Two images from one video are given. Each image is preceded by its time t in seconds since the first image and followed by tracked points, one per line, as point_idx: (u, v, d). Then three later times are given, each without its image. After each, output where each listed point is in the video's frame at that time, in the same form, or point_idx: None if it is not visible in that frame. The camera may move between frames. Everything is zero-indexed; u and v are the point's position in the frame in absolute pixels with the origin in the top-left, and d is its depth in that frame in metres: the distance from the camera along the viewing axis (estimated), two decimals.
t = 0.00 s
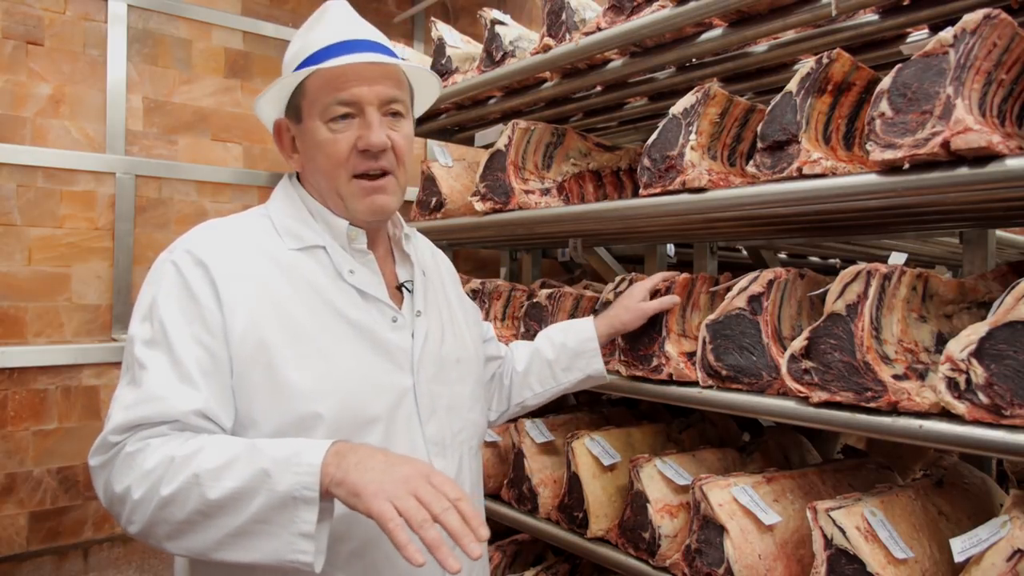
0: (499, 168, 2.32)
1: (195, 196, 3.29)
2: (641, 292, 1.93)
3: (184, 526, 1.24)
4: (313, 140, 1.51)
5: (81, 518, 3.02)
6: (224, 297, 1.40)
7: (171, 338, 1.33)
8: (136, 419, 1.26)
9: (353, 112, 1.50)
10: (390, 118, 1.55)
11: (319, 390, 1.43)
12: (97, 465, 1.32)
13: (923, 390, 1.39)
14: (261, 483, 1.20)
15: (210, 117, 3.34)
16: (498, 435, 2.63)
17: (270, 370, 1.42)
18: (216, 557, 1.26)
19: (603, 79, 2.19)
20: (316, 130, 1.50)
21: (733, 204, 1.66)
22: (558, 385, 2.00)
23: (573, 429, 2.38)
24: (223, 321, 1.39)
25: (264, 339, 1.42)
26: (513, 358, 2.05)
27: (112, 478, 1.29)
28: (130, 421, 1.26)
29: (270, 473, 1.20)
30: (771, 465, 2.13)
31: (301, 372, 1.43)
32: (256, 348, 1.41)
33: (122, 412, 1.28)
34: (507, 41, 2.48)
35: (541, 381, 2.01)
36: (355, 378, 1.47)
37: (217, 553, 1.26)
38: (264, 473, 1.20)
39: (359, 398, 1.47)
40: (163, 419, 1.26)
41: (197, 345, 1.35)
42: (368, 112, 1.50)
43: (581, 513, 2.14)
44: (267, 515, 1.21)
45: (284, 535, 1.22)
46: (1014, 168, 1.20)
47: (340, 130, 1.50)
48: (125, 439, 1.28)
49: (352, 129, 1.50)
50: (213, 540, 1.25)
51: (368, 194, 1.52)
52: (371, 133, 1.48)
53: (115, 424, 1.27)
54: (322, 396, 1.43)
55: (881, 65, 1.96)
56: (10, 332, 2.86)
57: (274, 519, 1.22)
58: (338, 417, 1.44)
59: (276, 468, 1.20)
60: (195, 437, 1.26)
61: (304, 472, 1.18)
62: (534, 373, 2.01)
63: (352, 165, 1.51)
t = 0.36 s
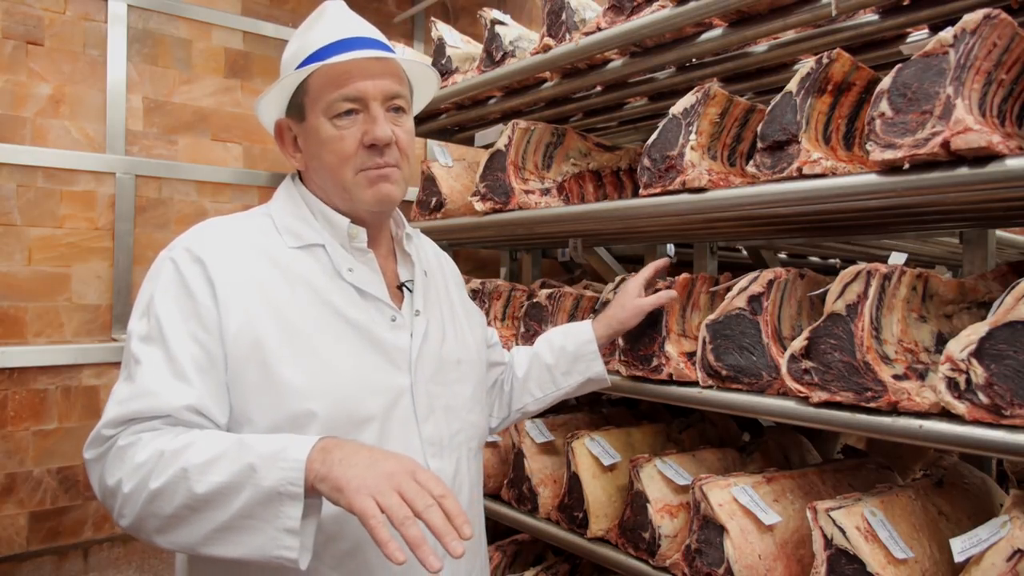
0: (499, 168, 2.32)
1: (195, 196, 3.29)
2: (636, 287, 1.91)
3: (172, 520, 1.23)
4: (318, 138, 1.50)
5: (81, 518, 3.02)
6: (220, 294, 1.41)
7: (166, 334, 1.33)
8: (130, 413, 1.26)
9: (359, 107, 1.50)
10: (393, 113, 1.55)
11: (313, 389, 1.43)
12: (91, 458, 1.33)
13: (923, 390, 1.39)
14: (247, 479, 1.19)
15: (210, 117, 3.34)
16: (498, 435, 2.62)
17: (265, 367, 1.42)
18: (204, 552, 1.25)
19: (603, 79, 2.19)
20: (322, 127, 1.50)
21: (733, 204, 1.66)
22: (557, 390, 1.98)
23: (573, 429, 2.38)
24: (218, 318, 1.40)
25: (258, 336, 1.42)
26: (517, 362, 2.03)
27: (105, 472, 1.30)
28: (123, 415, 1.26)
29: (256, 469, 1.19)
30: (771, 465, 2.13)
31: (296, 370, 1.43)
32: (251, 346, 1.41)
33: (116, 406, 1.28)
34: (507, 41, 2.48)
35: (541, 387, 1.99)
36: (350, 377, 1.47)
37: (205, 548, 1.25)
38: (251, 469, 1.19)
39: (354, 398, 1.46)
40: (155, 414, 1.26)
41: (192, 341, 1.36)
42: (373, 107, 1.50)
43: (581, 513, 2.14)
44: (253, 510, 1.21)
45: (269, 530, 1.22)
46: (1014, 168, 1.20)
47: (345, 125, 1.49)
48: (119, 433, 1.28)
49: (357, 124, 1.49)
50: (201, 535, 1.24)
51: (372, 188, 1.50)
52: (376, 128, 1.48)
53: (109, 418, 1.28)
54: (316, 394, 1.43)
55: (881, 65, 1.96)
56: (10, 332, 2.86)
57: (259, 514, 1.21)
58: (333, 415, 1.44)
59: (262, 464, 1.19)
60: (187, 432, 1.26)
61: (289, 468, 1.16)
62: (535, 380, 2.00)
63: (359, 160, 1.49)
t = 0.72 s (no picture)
0: (499, 168, 2.32)
1: (195, 196, 3.29)
2: (638, 292, 1.92)
3: (172, 518, 1.23)
4: (322, 139, 1.50)
5: (81, 518, 3.02)
6: (221, 294, 1.41)
7: (167, 333, 1.33)
8: (130, 412, 1.26)
9: (362, 112, 1.50)
10: (397, 119, 1.55)
11: (313, 388, 1.43)
12: (92, 457, 1.33)
13: (923, 390, 1.39)
14: (247, 474, 1.19)
15: (210, 117, 3.34)
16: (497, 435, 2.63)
17: (265, 367, 1.42)
18: (203, 548, 1.25)
19: (603, 78, 2.19)
20: (326, 129, 1.50)
21: (733, 204, 1.66)
22: (557, 391, 1.99)
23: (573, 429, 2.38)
24: (219, 317, 1.40)
25: (259, 335, 1.42)
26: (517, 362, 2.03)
27: (105, 471, 1.30)
28: (123, 414, 1.26)
29: (256, 464, 1.19)
30: (771, 465, 2.14)
31: (296, 370, 1.43)
32: (252, 346, 1.42)
33: (116, 405, 1.28)
34: (507, 41, 2.48)
35: (542, 387, 1.99)
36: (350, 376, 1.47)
37: (204, 545, 1.25)
38: (250, 463, 1.19)
39: (354, 397, 1.46)
40: (155, 413, 1.26)
41: (193, 341, 1.36)
42: (377, 112, 1.50)
43: (581, 513, 2.14)
44: (254, 503, 1.20)
45: (270, 524, 1.22)
46: (1014, 168, 1.20)
47: (350, 129, 1.49)
48: (119, 432, 1.28)
49: (361, 128, 1.49)
50: (200, 532, 1.24)
51: (373, 191, 1.51)
52: (380, 134, 1.48)
53: (109, 417, 1.28)
54: (316, 394, 1.43)
55: (881, 64, 1.96)
56: (10, 332, 2.86)
57: (260, 508, 1.21)
58: (333, 415, 1.44)
59: (262, 458, 1.18)
60: (187, 430, 1.26)
61: (289, 461, 1.16)
62: (535, 380, 2.00)
63: (361, 164, 1.50)
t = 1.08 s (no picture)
0: (499, 168, 2.32)
1: (195, 197, 3.29)
2: (627, 295, 1.86)
3: (170, 517, 1.23)
4: (321, 138, 1.50)
5: (81, 518, 3.02)
6: (220, 295, 1.41)
7: (166, 334, 1.34)
8: (129, 413, 1.26)
9: (362, 111, 1.50)
10: (395, 117, 1.56)
11: (312, 389, 1.43)
12: (91, 458, 1.33)
13: (923, 390, 1.39)
14: (244, 472, 1.19)
15: (210, 117, 3.34)
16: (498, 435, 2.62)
17: (264, 368, 1.42)
18: (201, 548, 1.25)
19: (603, 79, 2.19)
20: (324, 128, 1.49)
21: (733, 204, 1.66)
22: (550, 396, 1.96)
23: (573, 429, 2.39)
24: (218, 318, 1.40)
25: (257, 336, 1.42)
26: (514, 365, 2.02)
27: (105, 471, 1.30)
28: (122, 415, 1.27)
29: (252, 462, 1.18)
30: (771, 465, 2.13)
31: (295, 370, 1.43)
32: (251, 346, 1.42)
33: (115, 406, 1.28)
34: (507, 41, 2.48)
35: (536, 392, 1.97)
36: (349, 377, 1.47)
37: (202, 544, 1.25)
38: (246, 462, 1.19)
39: (352, 398, 1.46)
40: (153, 413, 1.26)
41: (192, 342, 1.36)
42: (376, 111, 1.50)
43: (580, 513, 2.14)
44: (250, 503, 1.20)
45: (266, 523, 1.21)
46: (1014, 168, 1.20)
47: (349, 128, 1.49)
48: (119, 432, 1.29)
49: (360, 127, 1.49)
50: (198, 531, 1.23)
51: (374, 193, 1.51)
52: (380, 132, 1.48)
53: (108, 418, 1.28)
54: (315, 395, 1.43)
55: (881, 64, 1.96)
56: (10, 332, 2.86)
57: (256, 507, 1.21)
58: (331, 415, 1.44)
59: (258, 456, 1.18)
60: (185, 430, 1.26)
61: (285, 459, 1.16)
62: (529, 386, 1.98)
63: (361, 163, 1.49)
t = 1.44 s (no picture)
0: (499, 168, 2.32)
1: (195, 197, 3.29)
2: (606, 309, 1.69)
3: (165, 513, 1.23)
4: (319, 140, 1.50)
5: (81, 518, 3.02)
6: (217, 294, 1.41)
7: (164, 332, 1.34)
8: (125, 411, 1.26)
9: (361, 112, 1.50)
10: (394, 118, 1.55)
11: (308, 389, 1.43)
12: (89, 456, 1.33)
13: (923, 390, 1.40)
14: (237, 467, 1.19)
15: (210, 117, 3.34)
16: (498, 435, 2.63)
17: (260, 367, 1.42)
18: (196, 544, 1.24)
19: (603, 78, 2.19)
20: (323, 129, 1.49)
21: (733, 204, 1.66)
22: (519, 413, 1.83)
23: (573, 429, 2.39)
24: (215, 317, 1.40)
25: (254, 335, 1.42)
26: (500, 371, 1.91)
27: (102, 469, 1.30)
28: (119, 413, 1.27)
29: (244, 455, 1.19)
30: (771, 465, 2.13)
31: (292, 371, 1.43)
32: (247, 346, 1.42)
33: (113, 404, 1.29)
34: (507, 41, 2.48)
35: (507, 407, 1.84)
36: (345, 377, 1.47)
37: (197, 541, 1.24)
38: (239, 456, 1.19)
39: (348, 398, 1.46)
40: (149, 411, 1.26)
41: (189, 340, 1.36)
42: (376, 112, 1.49)
43: (580, 513, 2.14)
44: (243, 496, 1.20)
45: (259, 517, 1.22)
46: (1014, 168, 1.20)
47: (347, 129, 1.49)
48: (116, 430, 1.29)
49: (360, 129, 1.49)
50: (192, 527, 1.23)
51: (374, 193, 1.51)
52: (378, 133, 1.48)
53: (106, 415, 1.28)
54: (311, 395, 1.43)
55: (881, 64, 1.96)
56: (10, 332, 2.86)
57: (249, 501, 1.21)
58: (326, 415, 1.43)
59: (250, 450, 1.18)
60: (182, 428, 1.26)
61: (279, 452, 1.16)
62: (498, 399, 1.85)
63: (360, 164, 1.49)
